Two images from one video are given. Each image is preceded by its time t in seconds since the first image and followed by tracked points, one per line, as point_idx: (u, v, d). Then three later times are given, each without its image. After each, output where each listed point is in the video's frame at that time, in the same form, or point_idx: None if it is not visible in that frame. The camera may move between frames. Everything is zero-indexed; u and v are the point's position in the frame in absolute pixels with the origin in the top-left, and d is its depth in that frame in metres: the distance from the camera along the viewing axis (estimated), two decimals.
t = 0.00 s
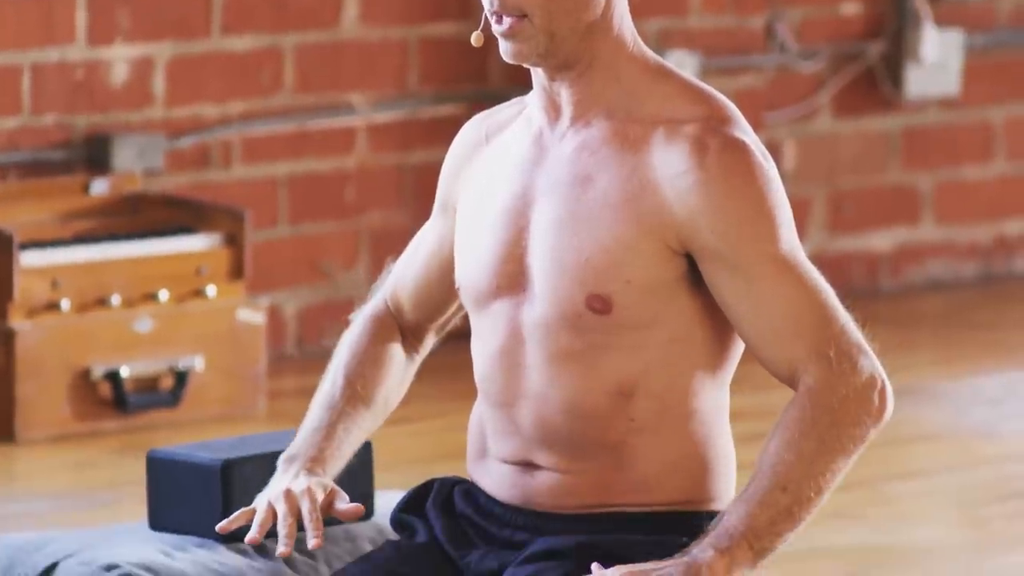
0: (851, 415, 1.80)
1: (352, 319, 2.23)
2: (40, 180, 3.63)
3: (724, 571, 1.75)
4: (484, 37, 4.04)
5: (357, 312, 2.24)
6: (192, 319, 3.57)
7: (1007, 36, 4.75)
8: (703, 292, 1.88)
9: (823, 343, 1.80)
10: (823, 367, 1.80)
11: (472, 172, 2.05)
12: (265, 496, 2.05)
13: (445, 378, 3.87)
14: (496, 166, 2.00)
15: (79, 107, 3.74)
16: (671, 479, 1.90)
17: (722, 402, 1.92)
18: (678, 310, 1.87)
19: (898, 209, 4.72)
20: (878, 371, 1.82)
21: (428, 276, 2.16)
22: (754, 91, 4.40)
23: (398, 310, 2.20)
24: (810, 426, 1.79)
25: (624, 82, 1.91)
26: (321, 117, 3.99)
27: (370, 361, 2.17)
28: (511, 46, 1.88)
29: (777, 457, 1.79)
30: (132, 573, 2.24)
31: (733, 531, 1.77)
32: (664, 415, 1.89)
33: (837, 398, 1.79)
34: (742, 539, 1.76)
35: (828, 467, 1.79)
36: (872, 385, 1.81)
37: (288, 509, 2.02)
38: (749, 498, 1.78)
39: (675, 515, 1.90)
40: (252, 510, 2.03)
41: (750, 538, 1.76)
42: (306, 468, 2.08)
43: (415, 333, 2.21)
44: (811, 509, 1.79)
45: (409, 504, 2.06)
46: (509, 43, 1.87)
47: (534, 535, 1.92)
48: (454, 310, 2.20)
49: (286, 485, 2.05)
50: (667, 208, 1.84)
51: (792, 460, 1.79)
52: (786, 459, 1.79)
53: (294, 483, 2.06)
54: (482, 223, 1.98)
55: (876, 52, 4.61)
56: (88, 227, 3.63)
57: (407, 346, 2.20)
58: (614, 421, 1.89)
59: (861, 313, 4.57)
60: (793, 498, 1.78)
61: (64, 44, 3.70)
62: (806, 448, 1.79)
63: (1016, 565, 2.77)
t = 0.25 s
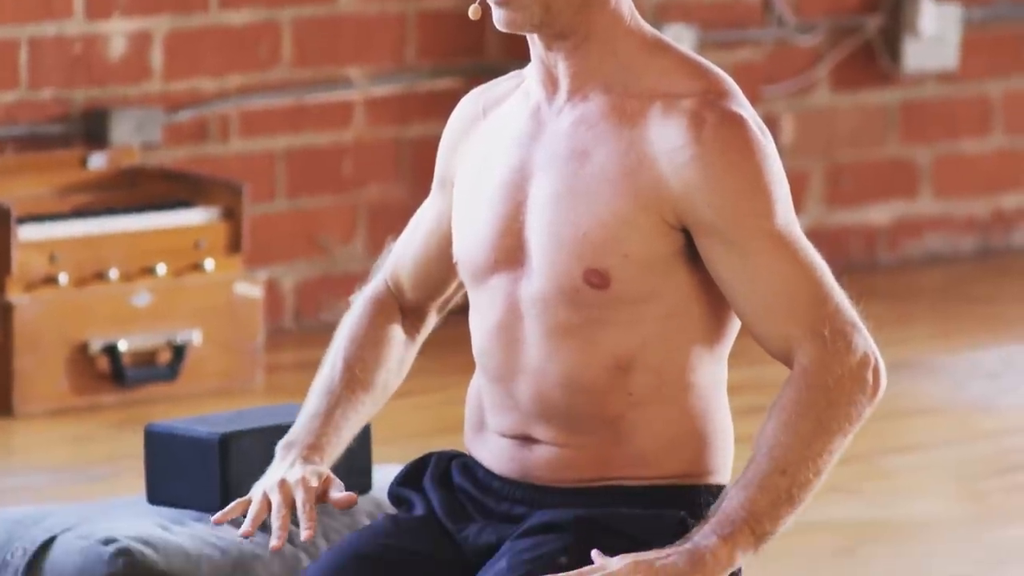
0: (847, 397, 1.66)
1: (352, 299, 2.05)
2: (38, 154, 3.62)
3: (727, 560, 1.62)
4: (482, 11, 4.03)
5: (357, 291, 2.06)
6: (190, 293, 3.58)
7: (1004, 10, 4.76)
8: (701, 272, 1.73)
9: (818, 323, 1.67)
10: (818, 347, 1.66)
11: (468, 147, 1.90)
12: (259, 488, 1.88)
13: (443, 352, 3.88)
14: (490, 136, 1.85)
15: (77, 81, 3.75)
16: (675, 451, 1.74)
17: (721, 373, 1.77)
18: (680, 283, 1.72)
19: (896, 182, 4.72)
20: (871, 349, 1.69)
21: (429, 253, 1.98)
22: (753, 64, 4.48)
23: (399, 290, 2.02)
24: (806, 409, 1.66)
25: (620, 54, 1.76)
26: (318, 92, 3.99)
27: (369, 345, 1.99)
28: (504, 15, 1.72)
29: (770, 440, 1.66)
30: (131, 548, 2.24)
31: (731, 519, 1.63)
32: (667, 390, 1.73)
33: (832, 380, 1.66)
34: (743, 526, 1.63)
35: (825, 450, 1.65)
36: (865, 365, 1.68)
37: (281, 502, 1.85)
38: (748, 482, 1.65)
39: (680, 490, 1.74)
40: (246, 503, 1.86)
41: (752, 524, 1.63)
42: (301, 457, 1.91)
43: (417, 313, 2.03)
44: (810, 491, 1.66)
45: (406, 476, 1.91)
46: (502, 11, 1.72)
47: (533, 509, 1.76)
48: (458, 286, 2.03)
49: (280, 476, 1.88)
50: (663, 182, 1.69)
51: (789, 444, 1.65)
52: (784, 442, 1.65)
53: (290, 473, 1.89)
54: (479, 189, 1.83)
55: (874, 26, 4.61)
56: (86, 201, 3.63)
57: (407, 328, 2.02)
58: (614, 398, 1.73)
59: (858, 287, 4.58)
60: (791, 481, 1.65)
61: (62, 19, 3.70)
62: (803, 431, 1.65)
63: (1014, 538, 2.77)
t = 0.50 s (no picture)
0: (842, 376, 1.63)
1: (352, 285, 2.03)
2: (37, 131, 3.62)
3: (732, 549, 1.58)
4: None
5: (358, 277, 2.04)
6: (190, 269, 3.58)
7: None
8: (699, 253, 1.71)
9: (812, 302, 1.63)
10: (812, 326, 1.63)
11: (465, 125, 1.90)
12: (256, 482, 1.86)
13: (442, 328, 3.88)
14: (489, 115, 1.85)
15: (76, 57, 3.76)
16: (675, 426, 1.73)
17: (719, 348, 1.76)
18: (678, 259, 1.71)
19: (895, 158, 4.72)
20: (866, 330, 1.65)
21: (429, 234, 1.96)
22: (752, 41, 4.48)
23: (399, 273, 2.00)
24: (802, 391, 1.62)
25: (620, 32, 1.75)
26: (316, 68, 3.99)
27: (369, 331, 1.97)
28: None
29: (766, 424, 1.62)
30: (131, 525, 2.25)
31: (732, 507, 1.60)
32: (665, 365, 1.72)
33: (826, 359, 1.63)
34: (745, 514, 1.59)
35: (821, 432, 1.62)
36: (860, 344, 1.64)
37: (275, 494, 1.83)
38: (748, 469, 1.61)
39: (680, 464, 1.73)
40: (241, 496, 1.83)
41: (755, 511, 1.59)
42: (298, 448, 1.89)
43: (418, 297, 2.01)
44: (813, 474, 1.62)
45: (406, 452, 1.91)
46: None
47: (532, 485, 1.76)
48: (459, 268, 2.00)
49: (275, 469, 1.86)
50: (659, 158, 1.67)
51: (785, 427, 1.61)
52: (781, 426, 1.62)
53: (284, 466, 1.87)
54: (478, 167, 1.83)
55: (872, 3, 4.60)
56: (85, 177, 3.63)
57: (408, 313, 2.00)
58: (612, 374, 1.72)
59: (857, 263, 4.58)
60: (791, 465, 1.61)
61: None
62: (799, 413, 1.62)
63: (1012, 514, 2.77)
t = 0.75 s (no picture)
0: (838, 361, 1.62)
1: (352, 274, 2.01)
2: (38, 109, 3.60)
3: (740, 543, 1.57)
4: None
5: (358, 266, 2.02)
6: (188, 248, 3.59)
7: None
8: (696, 234, 1.71)
9: (806, 285, 1.62)
10: (807, 311, 1.62)
11: (465, 104, 1.90)
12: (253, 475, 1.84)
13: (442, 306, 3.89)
14: (489, 94, 1.84)
15: (74, 37, 3.76)
16: (674, 405, 1.74)
17: (718, 328, 1.76)
18: (675, 240, 1.70)
19: (894, 136, 4.72)
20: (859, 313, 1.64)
21: (430, 217, 1.95)
22: (752, 20, 4.43)
23: (399, 259, 1.99)
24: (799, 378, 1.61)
25: (618, 11, 1.74)
26: (315, 47, 4.01)
27: (369, 318, 1.96)
28: None
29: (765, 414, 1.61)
30: (128, 503, 2.27)
31: (737, 499, 1.59)
32: (664, 344, 1.72)
33: (822, 344, 1.62)
34: (750, 506, 1.58)
35: (820, 418, 1.61)
36: (853, 328, 1.64)
37: (272, 489, 1.81)
38: (750, 461, 1.60)
39: (679, 444, 1.73)
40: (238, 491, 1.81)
41: (760, 503, 1.58)
42: (297, 441, 1.87)
43: (419, 283, 2.00)
44: (815, 463, 1.61)
45: (406, 432, 1.91)
46: None
47: (531, 464, 1.76)
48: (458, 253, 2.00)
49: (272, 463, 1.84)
50: (657, 138, 1.67)
51: (784, 416, 1.60)
52: (781, 415, 1.60)
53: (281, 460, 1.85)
54: (478, 147, 1.82)
55: None
56: (83, 156, 3.62)
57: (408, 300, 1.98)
58: (611, 353, 1.72)
59: (856, 241, 4.58)
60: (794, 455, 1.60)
61: None
62: (797, 402, 1.61)
63: (1011, 493, 2.78)
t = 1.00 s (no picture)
0: (835, 345, 1.61)
1: (353, 260, 2.01)
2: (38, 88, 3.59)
3: (751, 535, 1.57)
4: None
5: (358, 253, 2.02)
6: (187, 227, 3.59)
7: None
8: (693, 215, 1.71)
9: (803, 268, 1.62)
10: (803, 295, 1.61)
11: (465, 84, 1.89)
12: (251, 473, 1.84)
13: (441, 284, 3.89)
14: (488, 72, 1.84)
15: (73, 16, 3.76)
16: (673, 383, 1.73)
17: (718, 308, 1.75)
18: (673, 219, 1.70)
19: (894, 115, 4.73)
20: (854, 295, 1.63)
21: (431, 201, 1.95)
22: None
23: (399, 244, 1.98)
24: (797, 365, 1.60)
25: None
26: (314, 25, 4.02)
27: (370, 307, 1.95)
28: None
29: (766, 402, 1.60)
30: (127, 480, 2.28)
31: (744, 491, 1.58)
32: (663, 323, 1.72)
33: (819, 329, 1.61)
34: (757, 498, 1.58)
35: (820, 404, 1.60)
36: (848, 310, 1.63)
37: (269, 488, 1.81)
38: (755, 452, 1.59)
39: (678, 423, 1.74)
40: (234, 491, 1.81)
41: (767, 493, 1.58)
42: (296, 438, 1.87)
43: (421, 268, 1.99)
44: (817, 449, 1.61)
45: (405, 411, 1.91)
46: None
47: (531, 443, 1.76)
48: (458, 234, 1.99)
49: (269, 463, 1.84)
50: (656, 116, 1.67)
51: (784, 404, 1.59)
52: (783, 403, 1.60)
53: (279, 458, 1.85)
54: (477, 125, 1.82)
55: None
56: (83, 134, 3.62)
57: (409, 287, 1.98)
58: (610, 332, 1.72)
59: (856, 220, 4.58)
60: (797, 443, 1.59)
61: None
62: (798, 389, 1.60)
63: (1010, 471, 2.78)
